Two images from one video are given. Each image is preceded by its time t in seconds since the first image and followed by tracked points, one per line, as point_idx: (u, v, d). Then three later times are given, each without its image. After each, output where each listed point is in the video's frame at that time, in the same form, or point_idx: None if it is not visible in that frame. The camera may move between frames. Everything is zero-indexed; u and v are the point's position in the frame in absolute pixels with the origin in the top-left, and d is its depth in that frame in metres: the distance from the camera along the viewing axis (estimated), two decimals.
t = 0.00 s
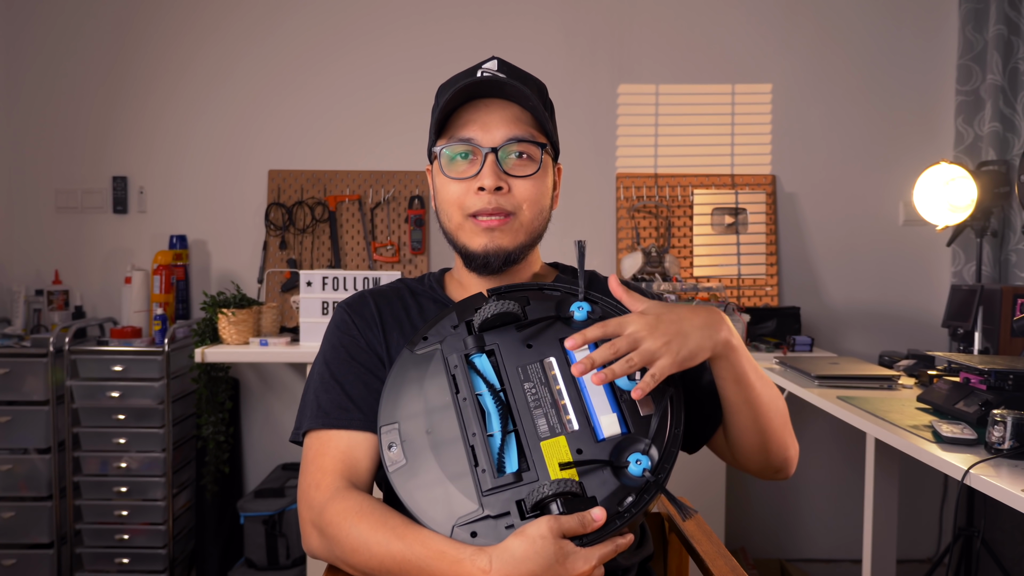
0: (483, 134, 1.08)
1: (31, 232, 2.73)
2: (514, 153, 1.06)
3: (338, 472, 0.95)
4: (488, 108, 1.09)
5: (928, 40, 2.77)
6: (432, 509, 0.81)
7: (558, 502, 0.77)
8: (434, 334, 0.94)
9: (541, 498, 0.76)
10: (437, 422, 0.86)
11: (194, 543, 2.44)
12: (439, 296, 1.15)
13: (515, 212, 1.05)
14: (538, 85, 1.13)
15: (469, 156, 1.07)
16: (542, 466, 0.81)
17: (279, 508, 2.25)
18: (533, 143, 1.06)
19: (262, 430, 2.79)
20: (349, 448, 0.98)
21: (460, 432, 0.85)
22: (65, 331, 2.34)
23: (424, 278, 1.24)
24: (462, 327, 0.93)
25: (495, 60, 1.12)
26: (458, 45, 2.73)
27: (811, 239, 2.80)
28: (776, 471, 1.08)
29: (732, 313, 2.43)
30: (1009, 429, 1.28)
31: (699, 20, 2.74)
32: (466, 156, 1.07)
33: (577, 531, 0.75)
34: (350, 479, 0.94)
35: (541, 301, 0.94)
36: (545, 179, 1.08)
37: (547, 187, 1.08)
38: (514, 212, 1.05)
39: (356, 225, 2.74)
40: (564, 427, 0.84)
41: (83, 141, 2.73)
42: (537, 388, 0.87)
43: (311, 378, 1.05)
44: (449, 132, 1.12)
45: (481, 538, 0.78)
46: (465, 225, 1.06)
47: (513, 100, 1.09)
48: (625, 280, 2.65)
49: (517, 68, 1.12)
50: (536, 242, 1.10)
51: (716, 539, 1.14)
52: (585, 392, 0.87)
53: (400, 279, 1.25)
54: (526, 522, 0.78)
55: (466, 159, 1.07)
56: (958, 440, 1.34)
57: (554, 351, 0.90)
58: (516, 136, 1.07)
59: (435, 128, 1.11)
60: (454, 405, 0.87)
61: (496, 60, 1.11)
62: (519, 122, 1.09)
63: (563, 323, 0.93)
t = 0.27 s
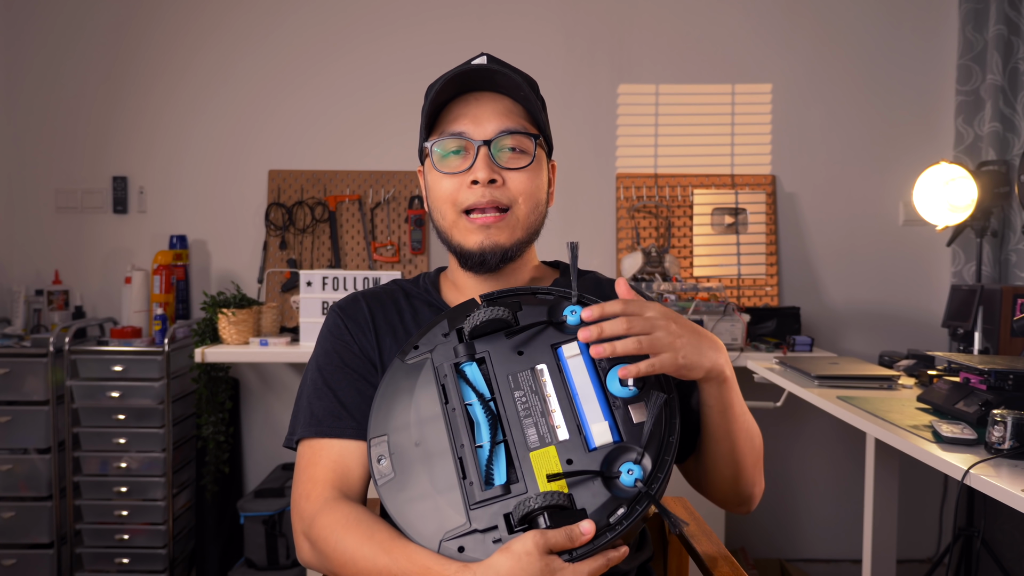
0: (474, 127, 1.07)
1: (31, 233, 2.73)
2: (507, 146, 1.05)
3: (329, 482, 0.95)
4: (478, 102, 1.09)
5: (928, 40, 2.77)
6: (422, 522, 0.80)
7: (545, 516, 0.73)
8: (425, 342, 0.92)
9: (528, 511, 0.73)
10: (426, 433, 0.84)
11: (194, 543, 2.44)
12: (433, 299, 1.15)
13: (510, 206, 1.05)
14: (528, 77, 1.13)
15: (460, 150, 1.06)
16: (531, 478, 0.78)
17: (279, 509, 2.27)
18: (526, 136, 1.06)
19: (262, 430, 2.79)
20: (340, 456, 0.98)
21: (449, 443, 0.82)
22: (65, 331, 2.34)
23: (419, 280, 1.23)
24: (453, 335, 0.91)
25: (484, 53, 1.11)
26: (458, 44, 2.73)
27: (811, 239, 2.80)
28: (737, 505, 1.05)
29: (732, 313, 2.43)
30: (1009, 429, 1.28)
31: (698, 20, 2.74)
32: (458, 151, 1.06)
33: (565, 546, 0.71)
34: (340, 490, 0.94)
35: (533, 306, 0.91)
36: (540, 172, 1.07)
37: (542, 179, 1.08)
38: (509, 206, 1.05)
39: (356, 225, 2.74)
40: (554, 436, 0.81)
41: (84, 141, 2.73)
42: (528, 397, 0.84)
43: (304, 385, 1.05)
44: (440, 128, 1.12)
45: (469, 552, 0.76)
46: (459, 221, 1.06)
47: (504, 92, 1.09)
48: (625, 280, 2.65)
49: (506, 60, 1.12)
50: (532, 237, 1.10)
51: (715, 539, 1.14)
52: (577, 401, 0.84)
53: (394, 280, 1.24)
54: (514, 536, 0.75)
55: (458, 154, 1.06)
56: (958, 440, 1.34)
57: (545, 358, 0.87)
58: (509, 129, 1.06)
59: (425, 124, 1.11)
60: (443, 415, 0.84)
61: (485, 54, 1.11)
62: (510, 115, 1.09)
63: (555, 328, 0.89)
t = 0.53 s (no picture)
0: (468, 125, 1.07)
1: (31, 232, 2.73)
2: (503, 144, 1.05)
3: (325, 488, 0.95)
4: (473, 99, 1.09)
5: (928, 40, 2.77)
6: (418, 541, 0.78)
7: (542, 538, 0.72)
8: (421, 351, 0.89)
9: (524, 533, 0.72)
10: (422, 446, 0.82)
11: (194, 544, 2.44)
12: (431, 300, 1.14)
13: (507, 205, 1.04)
14: (524, 75, 1.13)
15: (454, 148, 1.05)
16: (528, 496, 0.77)
17: (279, 508, 2.27)
18: (522, 133, 1.05)
19: (262, 430, 2.79)
20: (337, 461, 0.98)
21: (445, 458, 0.81)
22: (65, 331, 2.34)
23: (419, 279, 1.22)
24: (450, 344, 0.89)
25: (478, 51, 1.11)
26: (458, 45, 2.73)
27: (811, 239, 2.80)
28: (716, 530, 0.97)
29: (732, 313, 2.43)
30: (1009, 429, 1.28)
31: (698, 20, 2.74)
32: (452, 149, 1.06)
33: (562, 569, 0.70)
34: (337, 496, 0.94)
35: (532, 313, 0.89)
36: (536, 170, 1.06)
37: (539, 178, 1.07)
38: (505, 205, 1.04)
39: (356, 225, 2.74)
40: (552, 453, 0.80)
41: (84, 140, 2.73)
42: (525, 411, 0.83)
43: (302, 385, 1.06)
44: (435, 127, 1.12)
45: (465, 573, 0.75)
46: (455, 221, 1.05)
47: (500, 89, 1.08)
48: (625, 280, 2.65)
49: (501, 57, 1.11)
50: (530, 237, 1.08)
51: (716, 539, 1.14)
52: (576, 415, 0.82)
53: (394, 278, 1.24)
54: (511, 557, 0.74)
55: (453, 153, 1.06)
56: (958, 440, 1.34)
57: (543, 369, 0.85)
58: (504, 126, 1.06)
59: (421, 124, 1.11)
60: (439, 428, 0.83)
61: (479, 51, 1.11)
62: (506, 112, 1.08)
63: (554, 337, 0.87)
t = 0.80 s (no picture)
0: (478, 126, 1.07)
1: (31, 232, 2.73)
2: (513, 146, 1.05)
3: (325, 489, 0.95)
4: (482, 98, 1.09)
5: (928, 40, 2.77)
6: (418, 546, 0.78)
7: (541, 544, 0.72)
8: (420, 352, 0.89)
9: (524, 540, 0.72)
10: (421, 450, 0.82)
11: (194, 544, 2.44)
12: (432, 301, 1.14)
13: (514, 208, 1.04)
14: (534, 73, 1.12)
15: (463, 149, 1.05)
16: (528, 501, 0.77)
17: (279, 508, 2.27)
18: (532, 135, 1.05)
19: (262, 430, 2.79)
20: (336, 462, 0.98)
21: (445, 462, 0.81)
22: (64, 331, 2.34)
23: (423, 278, 1.22)
24: (448, 345, 0.89)
25: (490, 48, 1.10)
26: (458, 44, 2.73)
27: (811, 239, 2.80)
28: (716, 541, 0.98)
29: (732, 313, 2.42)
30: (1009, 429, 1.28)
31: (698, 20, 2.74)
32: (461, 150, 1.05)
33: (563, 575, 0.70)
34: (337, 497, 0.94)
35: (531, 312, 0.89)
36: (545, 173, 1.06)
37: (548, 181, 1.07)
38: (512, 208, 1.03)
39: (356, 225, 2.74)
40: (552, 456, 0.80)
41: (84, 140, 2.73)
42: (525, 413, 0.83)
43: (303, 384, 1.06)
44: (443, 125, 1.11)
45: None
46: (462, 223, 1.04)
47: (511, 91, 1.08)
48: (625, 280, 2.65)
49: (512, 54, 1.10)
50: (536, 241, 1.08)
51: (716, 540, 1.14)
52: (576, 417, 0.82)
53: (397, 276, 1.24)
54: (511, 563, 0.73)
55: (462, 153, 1.06)
56: (958, 440, 1.34)
57: (543, 369, 0.86)
58: (514, 128, 1.06)
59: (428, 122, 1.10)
60: (439, 432, 0.83)
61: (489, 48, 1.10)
62: (517, 113, 1.08)
63: (553, 337, 0.87)
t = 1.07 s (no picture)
0: (490, 139, 1.04)
1: (31, 232, 2.73)
2: (522, 163, 1.03)
3: (325, 489, 0.95)
4: (498, 108, 1.04)
5: (928, 40, 2.77)
6: (419, 546, 0.78)
7: (542, 544, 0.72)
8: (421, 352, 0.89)
9: (524, 540, 0.72)
10: (422, 450, 0.82)
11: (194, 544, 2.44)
12: (432, 301, 1.13)
13: (518, 227, 1.02)
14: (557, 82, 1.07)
15: (471, 162, 1.04)
16: (529, 501, 0.77)
17: (279, 508, 2.27)
18: (543, 154, 1.03)
19: (262, 430, 2.79)
20: (337, 463, 0.98)
21: (445, 462, 0.81)
22: (65, 331, 2.34)
23: (423, 278, 1.21)
24: (449, 345, 0.89)
25: (510, 51, 1.05)
26: (458, 45, 2.73)
27: (811, 239, 2.80)
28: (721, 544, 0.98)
29: (732, 313, 2.41)
30: (1009, 429, 1.28)
31: (698, 20, 2.74)
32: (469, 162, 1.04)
33: None
34: (337, 497, 0.94)
35: (532, 313, 0.89)
36: (552, 194, 1.05)
37: (554, 201, 1.05)
38: (515, 227, 1.02)
39: (356, 225, 2.74)
40: (552, 456, 0.80)
41: (84, 141, 2.73)
42: (526, 413, 0.83)
43: (303, 384, 1.06)
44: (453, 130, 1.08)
45: None
46: (463, 236, 1.03)
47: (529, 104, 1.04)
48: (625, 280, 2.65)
49: (532, 60, 1.06)
50: (536, 259, 1.07)
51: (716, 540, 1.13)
52: (577, 417, 0.82)
53: (398, 275, 1.23)
54: (512, 563, 0.73)
55: (470, 165, 1.04)
56: (958, 440, 1.34)
57: (544, 370, 0.86)
58: (526, 146, 1.03)
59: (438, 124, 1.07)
60: (439, 432, 0.83)
61: (511, 51, 1.05)
62: (530, 129, 1.04)
63: (555, 338, 0.87)
